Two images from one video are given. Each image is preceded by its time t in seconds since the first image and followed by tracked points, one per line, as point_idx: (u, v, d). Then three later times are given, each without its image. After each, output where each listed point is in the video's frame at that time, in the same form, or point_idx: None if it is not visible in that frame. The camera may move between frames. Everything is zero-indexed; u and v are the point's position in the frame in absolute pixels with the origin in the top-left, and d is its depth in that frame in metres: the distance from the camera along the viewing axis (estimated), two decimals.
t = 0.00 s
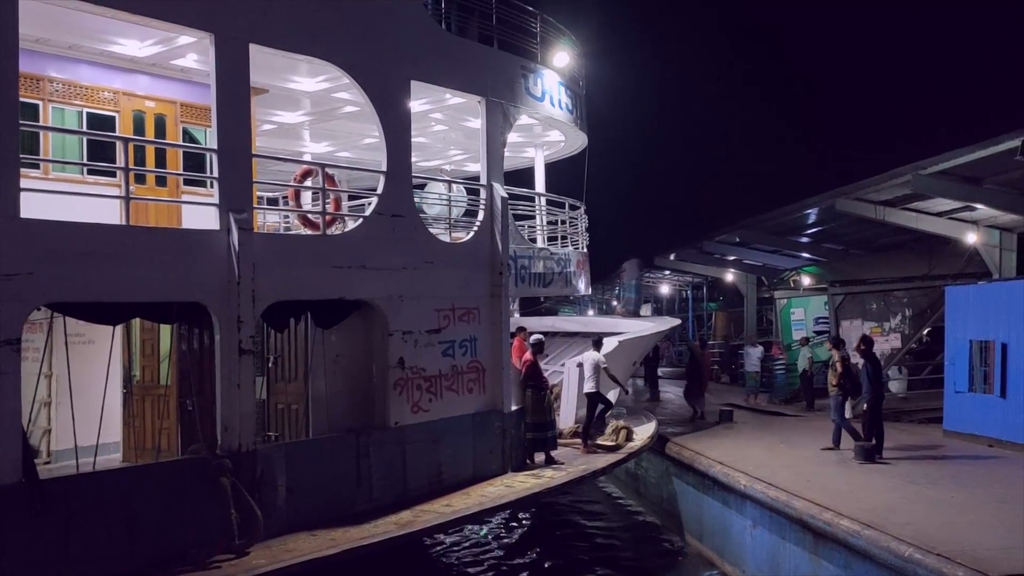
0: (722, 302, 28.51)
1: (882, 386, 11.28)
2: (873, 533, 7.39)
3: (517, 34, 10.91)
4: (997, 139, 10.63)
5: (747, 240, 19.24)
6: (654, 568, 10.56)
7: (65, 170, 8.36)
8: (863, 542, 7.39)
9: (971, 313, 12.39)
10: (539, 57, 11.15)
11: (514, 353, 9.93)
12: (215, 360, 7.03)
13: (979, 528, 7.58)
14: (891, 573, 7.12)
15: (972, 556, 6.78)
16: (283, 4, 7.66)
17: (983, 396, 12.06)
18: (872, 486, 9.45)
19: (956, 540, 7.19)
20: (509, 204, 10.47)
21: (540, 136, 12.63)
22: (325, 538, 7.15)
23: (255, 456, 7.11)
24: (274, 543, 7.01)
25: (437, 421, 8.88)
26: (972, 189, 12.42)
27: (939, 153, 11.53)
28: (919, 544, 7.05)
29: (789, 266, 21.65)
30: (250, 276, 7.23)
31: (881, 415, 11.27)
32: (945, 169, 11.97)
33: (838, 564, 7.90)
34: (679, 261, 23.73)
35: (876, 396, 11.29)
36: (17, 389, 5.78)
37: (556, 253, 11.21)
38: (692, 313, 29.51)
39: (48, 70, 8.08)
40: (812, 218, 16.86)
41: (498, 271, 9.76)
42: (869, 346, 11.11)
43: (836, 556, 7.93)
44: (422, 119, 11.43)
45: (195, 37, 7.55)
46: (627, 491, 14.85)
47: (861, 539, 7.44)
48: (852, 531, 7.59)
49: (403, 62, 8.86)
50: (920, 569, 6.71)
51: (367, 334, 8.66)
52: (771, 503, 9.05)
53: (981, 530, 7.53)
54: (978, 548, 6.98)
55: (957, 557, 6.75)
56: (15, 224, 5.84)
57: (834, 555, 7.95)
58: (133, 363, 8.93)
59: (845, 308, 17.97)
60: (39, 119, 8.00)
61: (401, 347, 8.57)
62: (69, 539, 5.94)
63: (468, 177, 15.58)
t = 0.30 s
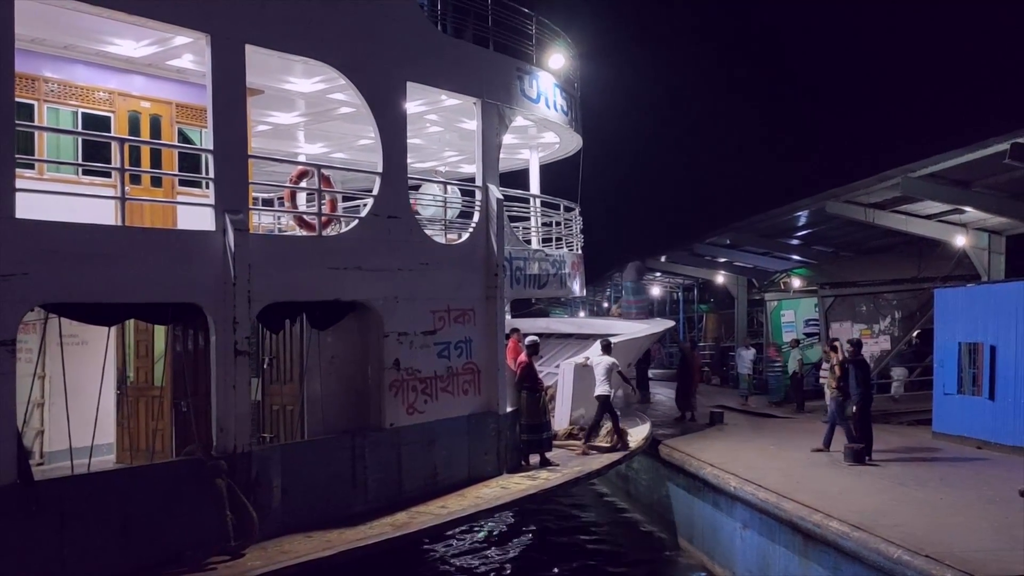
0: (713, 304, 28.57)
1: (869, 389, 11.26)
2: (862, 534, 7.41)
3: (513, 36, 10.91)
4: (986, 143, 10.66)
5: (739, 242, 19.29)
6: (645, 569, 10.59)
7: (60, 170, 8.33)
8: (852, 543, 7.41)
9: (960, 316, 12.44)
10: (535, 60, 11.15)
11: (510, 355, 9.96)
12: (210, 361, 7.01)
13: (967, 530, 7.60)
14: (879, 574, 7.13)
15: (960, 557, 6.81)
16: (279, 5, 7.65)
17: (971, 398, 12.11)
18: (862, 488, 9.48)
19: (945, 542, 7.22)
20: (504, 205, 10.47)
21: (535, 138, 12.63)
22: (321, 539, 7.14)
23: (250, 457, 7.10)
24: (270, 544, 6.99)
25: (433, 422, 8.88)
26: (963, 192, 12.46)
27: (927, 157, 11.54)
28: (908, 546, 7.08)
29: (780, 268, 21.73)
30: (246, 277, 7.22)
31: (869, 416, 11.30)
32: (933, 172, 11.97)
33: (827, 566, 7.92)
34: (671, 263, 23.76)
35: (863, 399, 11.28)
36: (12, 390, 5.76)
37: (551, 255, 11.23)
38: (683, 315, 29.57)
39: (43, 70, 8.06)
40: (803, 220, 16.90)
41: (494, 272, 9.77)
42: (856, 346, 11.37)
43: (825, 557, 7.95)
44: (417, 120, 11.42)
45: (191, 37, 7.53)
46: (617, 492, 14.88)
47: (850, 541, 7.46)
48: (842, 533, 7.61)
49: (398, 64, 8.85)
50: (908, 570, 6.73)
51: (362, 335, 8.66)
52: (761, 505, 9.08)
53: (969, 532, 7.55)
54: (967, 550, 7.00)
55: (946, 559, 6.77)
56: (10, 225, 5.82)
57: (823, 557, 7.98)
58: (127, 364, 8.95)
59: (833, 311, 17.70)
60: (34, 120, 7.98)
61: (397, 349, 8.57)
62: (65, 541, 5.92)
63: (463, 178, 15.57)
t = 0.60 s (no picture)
0: (708, 304, 28.60)
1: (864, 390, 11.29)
2: (855, 534, 7.43)
3: (512, 35, 10.91)
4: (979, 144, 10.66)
5: (734, 243, 19.31)
6: (641, 569, 10.61)
7: (59, 169, 8.32)
8: (846, 543, 7.43)
9: (953, 316, 12.47)
10: (534, 59, 11.16)
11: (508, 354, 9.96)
12: (210, 360, 7.01)
13: (960, 529, 7.62)
14: (873, 574, 7.15)
15: (954, 556, 6.83)
16: (279, 5, 7.66)
17: (965, 398, 12.14)
18: (856, 488, 9.50)
19: (938, 541, 7.24)
20: (503, 205, 10.47)
21: (533, 138, 12.65)
22: (320, 539, 7.14)
23: (250, 457, 7.09)
24: (269, 544, 6.98)
25: (432, 422, 8.88)
26: (958, 193, 12.50)
27: (920, 158, 11.53)
28: (901, 545, 7.10)
29: (774, 268, 21.77)
30: (245, 277, 7.21)
31: (862, 414, 11.27)
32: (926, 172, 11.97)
33: (820, 566, 7.94)
34: (665, 263, 23.79)
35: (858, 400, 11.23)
36: (12, 390, 5.75)
37: (550, 254, 11.24)
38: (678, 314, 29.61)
39: (42, 70, 8.04)
40: (797, 220, 16.91)
41: (493, 272, 9.77)
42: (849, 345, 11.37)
43: (819, 557, 7.97)
44: (415, 120, 11.41)
45: (191, 36, 7.52)
46: (611, 492, 14.89)
47: (844, 541, 7.47)
48: (836, 533, 7.63)
49: (398, 63, 8.86)
50: (902, 570, 6.74)
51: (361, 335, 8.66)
52: (756, 504, 9.10)
53: (963, 531, 7.58)
54: (960, 549, 7.02)
55: (939, 558, 6.79)
56: (10, 224, 5.81)
57: (817, 557, 8.00)
58: (126, 364, 8.95)
59: (828, 311, 17.59)
60: (34, 119, 7.96)
61: (396, 348, 8.57)
62: (64, 541, 5.92)
63: (461, 177, 15.56)
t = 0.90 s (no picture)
0: (704, 303, 28.63)
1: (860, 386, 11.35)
2: (851, 533, 7.44)
3: (513, 35, 10.92)
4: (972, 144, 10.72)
5: (730, 243, 19.32)
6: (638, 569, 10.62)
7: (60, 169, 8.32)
8: (842, 543, 7.45)
9: (948, 316, 12.49)
10: (534, 59, 11.16)
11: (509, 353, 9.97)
12: (211, 359, 7.01)
13: (956, 529, 7.63)
14: (869, 573, 7.17)
15: (949, 555, 6.84)
16: (281, 4, 7.65)
17: (960, 398, 12.17)
18: (853, 487, 9.51)
19: (933, 540, 7.25)
20: (504, 204, 10.47)
21: (533, 137, 12.65)
22: (322, 538, 7.14)
23: (252, 456, 7.09)
24: (271, 543, 6.98)
25: (433, 421, 8.88)
26: (955, 193, 12.52)
27: (915, 158, 11.57)
28: (896, 544, 7.11)
29: (770, 268, 21.79)
30: (247, 276, 7.21)
31: (854, 413, 11.32)
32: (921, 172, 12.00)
33: (816, 565, 7.96)
34: (662, 263, 23.81)
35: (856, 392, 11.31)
36: (14, 389, 5.75)
37: (550, 254, 11.24)
38: (674, 314, 29.63)
39: (43, 68, 8.03)
40: (793, 220, 16.95)
41: (493, 271, 9.78)
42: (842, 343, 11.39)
43: (815, 556, 7.98)
44: (416, 119, 11.40)
45: (193, 35, 7.52)
46: (607, 491, 14.90)
47: (841, 540, 7.49)
48: (832, 532, 7.64)
49: (399, 63, 8.85)
50: (898, 569, 6.76)
51: (362, 334, 8.66)
52: (752, 503, 9.11)
53: (959, 531, 7.59)
54: (956, 548, 7.03)
55: (934, 557, 6.80)
56: (12, 223, 5.80)
57: (813, 556, 8.01)
58: (126, 363, 8.94)
59: (824, 311, 17.46)
60: (35, 118, 7.96)
61: (397, 348, 8.57)
62: (66, 540, 5.91)
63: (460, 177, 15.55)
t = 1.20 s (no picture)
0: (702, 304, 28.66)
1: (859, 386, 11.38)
2: (848, 533, 7.46)
3: (514, 35, 10.92)
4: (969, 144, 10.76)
5: (727, 243, 19.31)
6: (635, 569, 10.64)
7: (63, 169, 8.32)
8: (839, 542, 7.46)
9: (944, 316, 12.52)
10: (536, 59, 11.16)
11: (510, 352, 9.99)
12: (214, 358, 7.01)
13: (953, 529, 7.64)
14: (865, 573, 7.18)
15: (946, 555, 6.84)
16: (283, 4, 7.65)
17: (957, 398, 12.19)
18: (850, 487, 9.53)
19: (930, 540, 7.26)
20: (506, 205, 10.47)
21: (535, 137, 12.66)
22: (325, 537, 7.15)
23: (255, 455, 7.10)
24: (274, 543, 6.99)
25: (435, 421, 8.89)
26: (951, 193, 12.52)
27: (913, 157, 11.59)
28: (893, 544, 7.12)
29: (766, 268, 21.80)
30: (251, 276, 7.21)
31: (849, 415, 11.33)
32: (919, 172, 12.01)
33: (814, 565, 7.97)
34: (660, 263, 23.81)
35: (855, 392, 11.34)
36: (18, 389, 5.76)
37: (552, 254, 11.25)
38: (671, 314, 29.68)
39: (46, 68, 8.04)
40: (789, 220, 16.95)
41: (495, 271, 9.80)
42: (838, 343, 11.27)
43: (813, 556, 8.00)
44: (417, 119, 11.41)
45: (196, 35, 7.53)
46: (603, 491, 14.92)
47: (837, 540, 7.50)
48: (829, 532, 7.65)
49: (401, 63, 8.86)
50: (895, 569, 6.77)
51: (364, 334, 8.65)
52: (748, 503, 9.12)
53: (955, 531, 7.59)
54: (953, 548, 7.03)
55: (931, 557, 6.80)
56: (16, 223, 5.81)
57: (811, 556, 8.03)
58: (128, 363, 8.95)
59: (821, 310, 17.39)
60: (38, 117, 7.96)
61: (400, 348, 8.58)
62: (70, 540, 5.92)
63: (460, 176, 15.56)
